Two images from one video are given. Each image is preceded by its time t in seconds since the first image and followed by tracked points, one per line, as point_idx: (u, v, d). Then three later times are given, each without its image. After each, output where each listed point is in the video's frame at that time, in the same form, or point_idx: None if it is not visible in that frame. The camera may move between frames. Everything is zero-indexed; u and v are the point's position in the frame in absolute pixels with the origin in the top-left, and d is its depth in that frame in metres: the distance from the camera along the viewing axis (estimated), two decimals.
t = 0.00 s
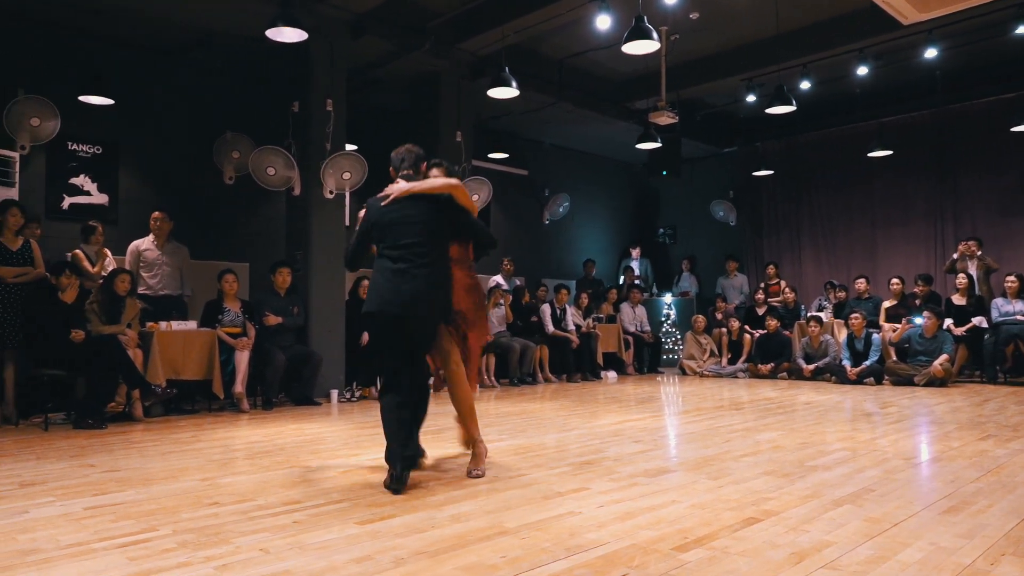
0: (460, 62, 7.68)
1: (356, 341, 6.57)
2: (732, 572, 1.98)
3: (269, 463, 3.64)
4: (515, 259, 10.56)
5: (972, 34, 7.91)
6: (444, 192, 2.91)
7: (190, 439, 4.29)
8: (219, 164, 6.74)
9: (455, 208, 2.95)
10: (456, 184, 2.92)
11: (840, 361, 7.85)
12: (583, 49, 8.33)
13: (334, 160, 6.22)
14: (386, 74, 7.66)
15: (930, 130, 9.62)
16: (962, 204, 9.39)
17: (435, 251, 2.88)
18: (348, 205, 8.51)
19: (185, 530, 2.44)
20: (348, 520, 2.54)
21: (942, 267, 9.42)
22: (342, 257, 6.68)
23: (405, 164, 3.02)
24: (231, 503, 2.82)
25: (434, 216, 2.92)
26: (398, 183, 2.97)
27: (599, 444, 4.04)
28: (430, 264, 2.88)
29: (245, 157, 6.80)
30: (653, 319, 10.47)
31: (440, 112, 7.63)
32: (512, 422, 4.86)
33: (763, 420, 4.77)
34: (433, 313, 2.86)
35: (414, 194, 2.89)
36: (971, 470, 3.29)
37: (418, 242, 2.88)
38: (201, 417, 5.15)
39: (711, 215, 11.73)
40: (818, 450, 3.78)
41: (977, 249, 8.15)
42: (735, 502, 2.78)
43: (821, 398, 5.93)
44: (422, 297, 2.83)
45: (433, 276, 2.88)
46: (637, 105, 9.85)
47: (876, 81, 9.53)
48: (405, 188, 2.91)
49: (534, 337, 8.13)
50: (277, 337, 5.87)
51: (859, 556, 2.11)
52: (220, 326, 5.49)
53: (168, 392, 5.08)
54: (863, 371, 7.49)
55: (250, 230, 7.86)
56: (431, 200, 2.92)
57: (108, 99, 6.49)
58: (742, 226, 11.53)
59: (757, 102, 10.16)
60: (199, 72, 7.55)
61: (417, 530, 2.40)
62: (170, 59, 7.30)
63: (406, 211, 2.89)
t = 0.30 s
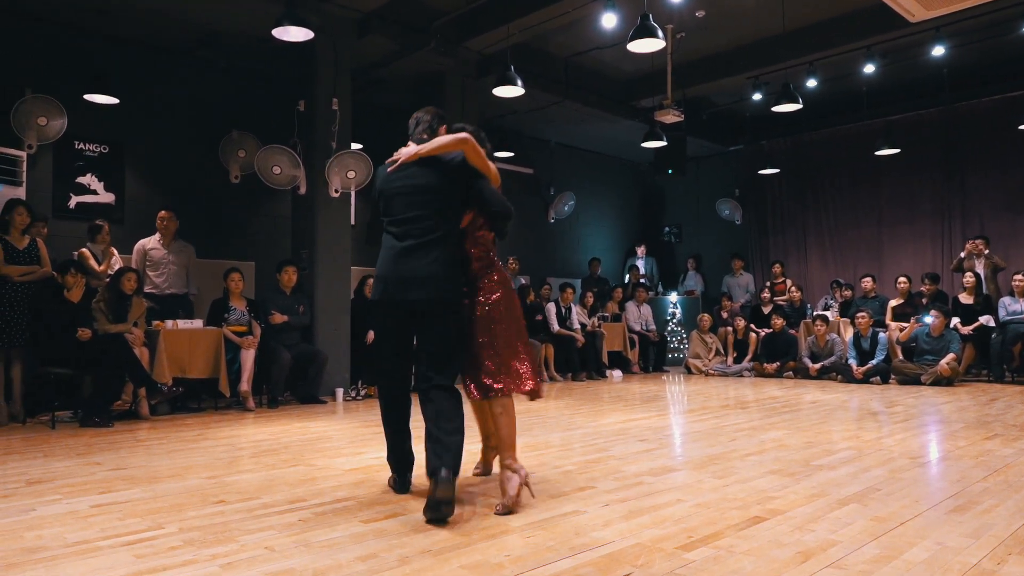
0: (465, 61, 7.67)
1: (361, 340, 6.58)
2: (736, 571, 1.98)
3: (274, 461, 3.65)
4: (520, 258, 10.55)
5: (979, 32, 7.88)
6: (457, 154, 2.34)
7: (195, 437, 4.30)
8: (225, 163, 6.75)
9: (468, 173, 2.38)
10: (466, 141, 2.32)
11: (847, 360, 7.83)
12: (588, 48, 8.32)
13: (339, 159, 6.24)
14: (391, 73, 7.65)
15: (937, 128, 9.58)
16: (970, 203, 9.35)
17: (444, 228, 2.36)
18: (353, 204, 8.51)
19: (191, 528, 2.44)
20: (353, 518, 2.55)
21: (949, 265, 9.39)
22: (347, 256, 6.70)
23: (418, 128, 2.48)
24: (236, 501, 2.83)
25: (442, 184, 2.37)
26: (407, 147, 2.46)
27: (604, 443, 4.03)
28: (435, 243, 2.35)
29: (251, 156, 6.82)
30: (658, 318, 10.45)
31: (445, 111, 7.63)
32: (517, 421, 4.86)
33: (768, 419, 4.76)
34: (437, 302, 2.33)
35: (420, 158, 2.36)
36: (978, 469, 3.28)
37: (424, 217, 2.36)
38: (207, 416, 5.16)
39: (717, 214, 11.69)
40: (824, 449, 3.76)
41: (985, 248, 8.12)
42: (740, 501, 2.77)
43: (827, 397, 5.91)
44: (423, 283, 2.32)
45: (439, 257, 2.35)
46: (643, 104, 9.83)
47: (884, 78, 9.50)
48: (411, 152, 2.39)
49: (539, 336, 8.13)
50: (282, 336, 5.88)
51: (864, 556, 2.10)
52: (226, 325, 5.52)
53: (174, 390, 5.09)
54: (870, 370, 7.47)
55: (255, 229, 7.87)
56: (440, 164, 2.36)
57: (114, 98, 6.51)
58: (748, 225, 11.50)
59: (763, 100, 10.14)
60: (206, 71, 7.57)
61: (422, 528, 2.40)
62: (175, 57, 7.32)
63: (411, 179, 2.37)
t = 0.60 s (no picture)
0: (463, 59, 7.65)
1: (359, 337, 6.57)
2: (732, 568, 1.98)
3: (271, 459, 3.64)
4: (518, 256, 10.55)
5: (977, 30, 7.90)
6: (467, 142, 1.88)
7: (192, 435, 4.29)
8: (222, 161, 6.74)
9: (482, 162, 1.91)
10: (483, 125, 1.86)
11: (844, 358, 7.85)
12: (586, 45, 8.31)
13: (336, 156, 6.23)
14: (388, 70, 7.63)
15: (934, 126, 9.60)
16: (966, 201, 9.37)
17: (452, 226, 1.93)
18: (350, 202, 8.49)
19: (187, 526, 2.43)
20: (349, 516, 2.55)
21: (946, 264, 9.41)
22: (345, 254, 6.69)
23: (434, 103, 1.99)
24: (233, 499, 2.82)
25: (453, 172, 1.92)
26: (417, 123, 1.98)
27: (601, 441, 4.03)
28: (435, 247, 1.90)
29: (248, 154, 6.80)
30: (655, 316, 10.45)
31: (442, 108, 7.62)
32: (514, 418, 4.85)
33: (765, 417, 4.76)
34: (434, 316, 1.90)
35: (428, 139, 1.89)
36: (973, 467, 3.29)
37: (426, 214, 1.92)
38: (204, 414, 5.15)
39: (714, 212, 11.70)
40: (820, 447, 3.77)
41: (982, 246, 8.14)
42: (737, 499, 2.77)
43: (824, 395, 5.91)
44: (423, 293, 1.88)
45: (443, 262, 1.90)
46: (641, 102, 9.82)
47: (881, 77, 9.51)
48: (417, 130, 1.91)
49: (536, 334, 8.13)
50: (279, 334, 5.87)
51: (860, 553, 2.11)
52: (223, 323, 5.50)
53: (171, 388, 5.07)
54: (867, 368, 7.49)
55: (252, 227, 7.85)
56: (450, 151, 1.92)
57: (110, 95, 6.49)
58: (745, 223, 11.51)
59: (761, 98, 10.15)
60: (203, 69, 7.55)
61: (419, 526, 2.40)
62: (171, 55, 7.29)
63: (418, 165, 1.93)
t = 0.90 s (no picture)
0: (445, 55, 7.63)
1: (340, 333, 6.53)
2: (712, 562, 1.99)
3: (251, 456, 3.62)
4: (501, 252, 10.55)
5: (955, 30, 8.00)
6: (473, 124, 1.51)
7: (171, 432, 4.25)
8: (202, 156, 6.66)
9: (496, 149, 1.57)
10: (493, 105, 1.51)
11: (822, 353, 7.92)
12: (569, 42, 8.32)
13: (317, 152, 6.18)
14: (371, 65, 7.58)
15: (913, 125, 9.72)
16: (943, 198, 9.50)
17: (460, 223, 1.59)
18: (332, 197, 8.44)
19: (165, 525, 2.41)
20: (330, 513, 2.54)
21: (923, 261, 9.54)
22: (327, 251, 6.65)
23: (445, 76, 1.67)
24: (212, 497, 2.80)
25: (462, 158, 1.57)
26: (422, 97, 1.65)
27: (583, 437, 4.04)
28: (433, 247, 1.56)
29: (228, 149, 6.74)
30: (637, 312, 10.50)
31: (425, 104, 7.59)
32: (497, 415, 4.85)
33: (745, 412, 4.80)
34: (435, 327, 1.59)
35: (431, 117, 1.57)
36: (949, 460, 3.34)
37: (420, 203, 1.58)
38: (184, 412, 5.10)
39: (696, 208, 11.77)
40: (799, 442, 3.81)
41: (958, 243, 8.25)
42: (717, 493, 2.79)
43: (803, 391, 5.97)
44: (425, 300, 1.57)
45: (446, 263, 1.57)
46: (624, 98, 9.85)
47: (861, 75, 9.60)
48: (420, 107, 1.58)
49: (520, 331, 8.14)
50: (259, 331, 5.82)
51: (838, 546, 2.13)
52: (202, 320, 5.46)
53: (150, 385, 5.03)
54: (845, 363, 7.55)
55: (232, 222, 7.78)
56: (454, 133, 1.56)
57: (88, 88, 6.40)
58: (726, 219, 11.60)
59: (743, 96, 10.21)
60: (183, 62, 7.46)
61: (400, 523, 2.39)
62: (150, 48, 7.20)
63: (418, 147, 1.59)
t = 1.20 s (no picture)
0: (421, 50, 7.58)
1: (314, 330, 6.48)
2: (684, 557, 2.00)
3: (223, 454, 3.58)
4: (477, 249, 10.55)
5: (923, 31, 8.15)
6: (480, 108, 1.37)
7: (140, 431, 4.19)
8: (173, 151, 6.55)
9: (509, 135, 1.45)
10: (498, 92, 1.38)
11: (794, 349, 8.07)
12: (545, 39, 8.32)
13: (291, 147, 6.10)
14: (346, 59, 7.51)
15: (882, 124, 9.88)
16: (911, 197, 9.68)
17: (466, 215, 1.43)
18: (307, 193, 8.36)
19: (135, 524, 2.37)
20: (303, 511, 2.51)
21: (891, 258, 9.72)
22: (301, 247, 6.60)
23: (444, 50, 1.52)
24: (183, 496, 2.76)
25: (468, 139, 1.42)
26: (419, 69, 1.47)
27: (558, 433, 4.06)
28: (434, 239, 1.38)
29: (200, 144, 6.63)
30: (612, 309, 10.56)
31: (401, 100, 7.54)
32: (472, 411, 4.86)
33: (718, 408, 4.85)
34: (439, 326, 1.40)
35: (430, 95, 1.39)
36: (915, 454, 3.41)
37: (420, 187, 1.40)
38: (154, 410, 5.03)
39: (671, 205, 11.87)
40: (771, 437, 3.86)
41: (926, 242, 8.42)
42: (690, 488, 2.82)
43: (775, 386, 6.05)
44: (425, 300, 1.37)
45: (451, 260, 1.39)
46: (599, 96, 9.88)
47: (833, 75, 9.73)
48: (419, 81, 1.40)
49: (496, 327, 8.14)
50: (231, 327, 5.75)
51: (807, 539, 2.16)
52: (173, 316, 5.37)
53: (119, 383, 4.95)
54: (816, 359, 7.69)
55: (204, 218, 7.67)
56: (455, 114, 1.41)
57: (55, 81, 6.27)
58: (700, 217, 11.71)
59: (717, 95, 10.31)
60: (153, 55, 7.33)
61: (374, 521, 2.38)
62: (119, 40, 7.07)
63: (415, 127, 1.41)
